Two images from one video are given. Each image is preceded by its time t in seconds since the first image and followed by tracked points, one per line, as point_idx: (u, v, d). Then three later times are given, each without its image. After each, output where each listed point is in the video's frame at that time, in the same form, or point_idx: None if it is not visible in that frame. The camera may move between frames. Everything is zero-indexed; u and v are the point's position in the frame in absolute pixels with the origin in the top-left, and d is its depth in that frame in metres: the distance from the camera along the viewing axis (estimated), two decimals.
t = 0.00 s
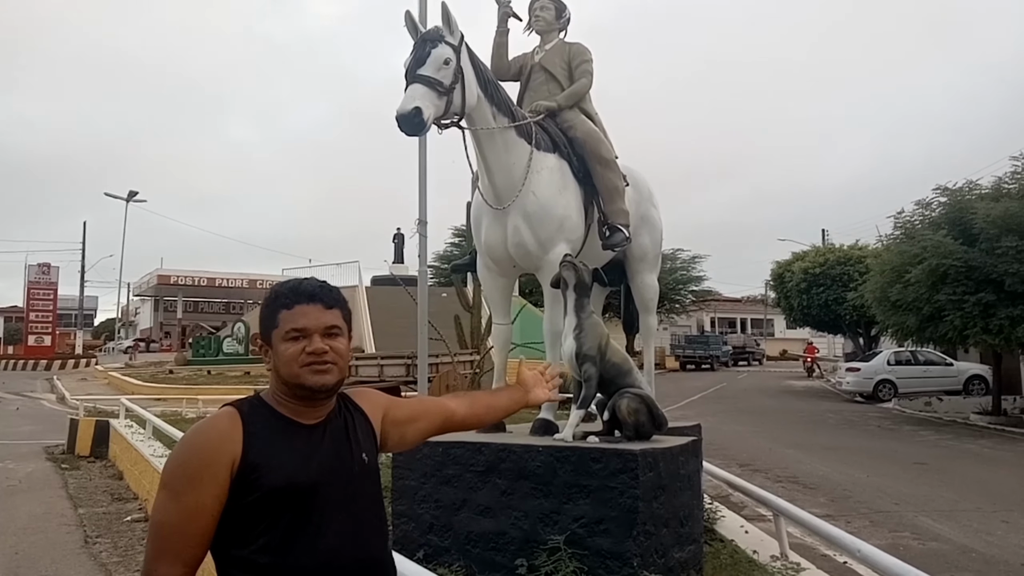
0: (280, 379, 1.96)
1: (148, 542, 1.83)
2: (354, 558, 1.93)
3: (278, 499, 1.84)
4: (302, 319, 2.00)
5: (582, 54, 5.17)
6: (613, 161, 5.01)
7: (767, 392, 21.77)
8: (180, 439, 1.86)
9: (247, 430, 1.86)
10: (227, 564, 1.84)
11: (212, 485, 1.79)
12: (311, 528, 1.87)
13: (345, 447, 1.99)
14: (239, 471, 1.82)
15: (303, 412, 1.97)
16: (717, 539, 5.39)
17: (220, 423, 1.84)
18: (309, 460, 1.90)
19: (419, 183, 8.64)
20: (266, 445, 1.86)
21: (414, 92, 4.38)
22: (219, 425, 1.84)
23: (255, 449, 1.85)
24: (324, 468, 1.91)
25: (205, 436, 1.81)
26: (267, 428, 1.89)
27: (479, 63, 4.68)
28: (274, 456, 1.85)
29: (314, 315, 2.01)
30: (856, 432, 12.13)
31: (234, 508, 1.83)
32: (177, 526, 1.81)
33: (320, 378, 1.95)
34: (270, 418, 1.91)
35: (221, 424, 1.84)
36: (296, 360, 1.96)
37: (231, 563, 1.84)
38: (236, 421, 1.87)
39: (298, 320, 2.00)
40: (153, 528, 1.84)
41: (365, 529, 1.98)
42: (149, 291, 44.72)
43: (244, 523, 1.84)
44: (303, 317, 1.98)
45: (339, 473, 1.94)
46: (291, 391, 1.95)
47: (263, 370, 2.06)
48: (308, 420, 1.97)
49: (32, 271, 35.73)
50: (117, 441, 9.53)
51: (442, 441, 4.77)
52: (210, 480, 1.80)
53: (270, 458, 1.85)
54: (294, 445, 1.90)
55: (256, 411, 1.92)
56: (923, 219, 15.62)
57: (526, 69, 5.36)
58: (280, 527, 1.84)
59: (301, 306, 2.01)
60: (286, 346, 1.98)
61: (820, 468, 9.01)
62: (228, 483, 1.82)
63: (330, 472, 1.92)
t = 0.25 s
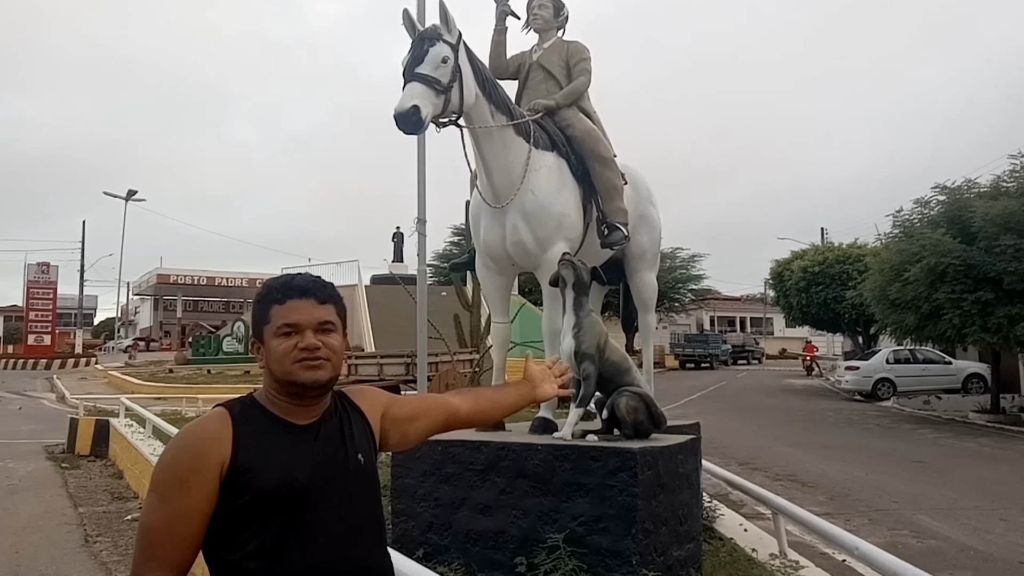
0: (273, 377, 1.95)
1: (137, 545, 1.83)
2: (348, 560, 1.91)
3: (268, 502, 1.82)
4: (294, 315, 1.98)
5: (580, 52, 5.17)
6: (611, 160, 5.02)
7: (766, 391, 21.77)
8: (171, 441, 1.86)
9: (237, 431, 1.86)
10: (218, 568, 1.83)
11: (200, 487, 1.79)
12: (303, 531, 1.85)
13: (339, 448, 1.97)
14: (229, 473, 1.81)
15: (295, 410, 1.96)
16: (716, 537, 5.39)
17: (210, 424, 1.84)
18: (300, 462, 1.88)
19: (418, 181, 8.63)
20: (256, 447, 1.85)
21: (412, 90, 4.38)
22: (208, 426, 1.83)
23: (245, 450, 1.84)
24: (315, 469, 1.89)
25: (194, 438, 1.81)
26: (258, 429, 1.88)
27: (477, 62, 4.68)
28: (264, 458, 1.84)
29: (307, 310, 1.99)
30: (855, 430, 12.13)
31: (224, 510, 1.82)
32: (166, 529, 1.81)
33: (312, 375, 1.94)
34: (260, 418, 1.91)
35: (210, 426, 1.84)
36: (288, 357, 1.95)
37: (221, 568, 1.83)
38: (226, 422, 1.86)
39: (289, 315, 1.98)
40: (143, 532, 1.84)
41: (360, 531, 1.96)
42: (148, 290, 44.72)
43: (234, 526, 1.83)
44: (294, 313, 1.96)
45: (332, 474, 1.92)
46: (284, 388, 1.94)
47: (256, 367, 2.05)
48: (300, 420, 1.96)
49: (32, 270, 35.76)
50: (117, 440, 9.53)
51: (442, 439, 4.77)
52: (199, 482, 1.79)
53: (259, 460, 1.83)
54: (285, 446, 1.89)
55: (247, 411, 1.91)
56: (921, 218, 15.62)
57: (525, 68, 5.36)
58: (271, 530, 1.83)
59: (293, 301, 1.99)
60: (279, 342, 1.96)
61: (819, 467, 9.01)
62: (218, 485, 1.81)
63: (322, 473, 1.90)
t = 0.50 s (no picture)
0: (262, 378, 1.95)
1: (124, 549, 1.84)
2: (338, 565, 1.90)
3: (254, 508, 1.82)
4: (280, 313, 1.98)
5: (578, 50, 5.17)
6: (610, 158, 5.02)
7: (766, 389, 21.77)
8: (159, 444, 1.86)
9: (224, 436, 1.85)
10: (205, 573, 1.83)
11: (187, 493, 1.79)
12: (290, 536, 1.84)
13: (331, 451, 1.95)
14: (215, 478, 1.81)
15: (284, 411, 1.95)
16: (715, 535, 5.39)
17: (196, 428, 1.84)
18: (288, 466, 1.87)
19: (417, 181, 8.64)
20: (242, 452, 1.84)
21: (410, 88, 4.38)
22: (195, 430, 1.83)
23: (232, 455, 1.83)
24: (303, 474, 1.88)
25: (180, 442, 1.81)
26: (246, 433, 1.87)
27: (475, 59, 4.68)
28: (250, 463, 1.83)
29: (294, 308, 1.99)
30: (854, 429, 12.13)
31: (210, 516, 1.82)
32: (152, 534, 1.82)
33: (300, 374, 1.93)
34: (248, 421, 1.90)
35: (197, 430, 1.83)
36: (276, 357, 1.94)
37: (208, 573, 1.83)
38: (213, 426, 1.86)
39: (276, 314, 1.98)
40: (130, 537, 1.84)
41: (351, 535, 1.94)
42: (148, 290, 44.72)
43: (221, 533, 1.82)
44: (281, 311, 1.96)
45: (323, 478, 1.91)
46: (272, 388, 1.94)
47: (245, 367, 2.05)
48: (289, 421, 1.95)
49: (33, 269, 35.79)
50: (119, 438, 9.53)
51: (441, 438, 4.77)
52: (185, 488, 1.79)
53: (246, 466, 1.83)
54: (273, 451, 1.88)
55: (235, 414, 1.91)
56: (921, 216, 15.62)
57: (523, 66, 5.36)
58: (257, 537, 1.82)
59: (280, 300, 1.99)
60: (266, 341, 1.96)
61: (818, 466, 9.01)
62: (203, 491, 1.81)
63: (311, 477, 1.89)
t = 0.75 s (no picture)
0: (245, 380, 1.93)
1: (113, 554, 1.84)
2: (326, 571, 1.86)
3: (237, 514, 1.79)
4: (261, 313, 1.96)
5: (576, 48, 5.17)
6: (608, 156, 5.02)
7: (765, 388, 21.77)
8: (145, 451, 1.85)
9: (207, 440, 1.83)
10: None
11: (170, 500, 1.78)
12: (276, 542, 1.81)
13: (320, 455, 1.91)
14: (198, 484, 1.79)
15: (269, 413, 1.93)
16: (713, 533, 5.39)
17: (180, 434, 1.83)
18: (272, 471, 1.84)
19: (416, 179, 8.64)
20: (226, 456, 1.82)
21: (408, 86, 4.38)
22: (178, 436, 1.82)
23: (216, 460, 1.81)
24: (288, 478, 1.84)
25: (163, 448, 1.80)
26: (230, 437, 1.85)
27: (472, 57, 4.68)
28: (233, 468, 1.81)
29: (275, 307, 1.97)
30: (853, 427, 12.13)
31: (195, 522, 1.80)
32: (137, 541, 1.81)
33: (282, 376, 1.91)
34: (231, 425, 1.88)
35: (181, 435, 1.82)
36: (258, 359, 1.92)
37: None
38: (198, 432, 1.84)
39: (257, 314, 1.96)
40: (117, 544, 1.84)
41: (340, 540, 1.90)
42: (148, 289, 44.72)
43: (205, 539, 1.81)
44: (262, 311, 1.94)
45: (309, 482, 1.87)
46: (256, 390, 1.92)
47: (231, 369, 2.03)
48: (276, 423, 1.93)
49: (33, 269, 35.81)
50: (120, 436, 9.52)
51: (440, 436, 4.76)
52: (167, 494, 1.78)
53: (228, 470, 1.80)
54: (258, 455, 1.85)
55: (220, 417, 1.89)
56: (920, 214, 15.61)
57: (520, 64, 5.36)
58: (241, 542, 1.79)
59: (261, 300, 1.97)
60: (248, 343, 1.94)
61: (817, 463, 9.01)
62: (187, 497, 1.79)
63: (296, 482, 1.85)
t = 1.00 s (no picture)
0: (238, 378, 1.93)
1: (110, 553, 1.86)
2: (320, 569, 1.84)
3: (227, 515, 1.79)
4: (253, 310, 1.96)
5: (575, 46, 5.17)
6: (607, 154, 5.02)
7: (764, 386, 21.78)
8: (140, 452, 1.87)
9: (198, 441, 1.84)
10: None
11: (161, 501, 1.80)
12: (266, 545, 1.80)
13: (314, 453, 1.89)
14: (189, 484, 1.80)
15: (262, 411, 1.92)
16: (712, 531, 5.39)
17: (171, 434, 1.84)
18: (263, 472, 1.82)
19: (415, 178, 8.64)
20: (216, 456, 1.82)
21: (406, 84, 4.38)
22: (169, 436, 1.83)
23: (205, 461, 1.81)
24: (278, 480, 1.82)
25: (153, 448, 1.81)
26: (221, 437, 1.85)
27: (471, 55, 4.68)
28: (222, 468, 1.81)
29: (268, 304, 1.97)
30: (852, 425, 12.14)
31: (187, 521, 1.81)
32: (132, 541, 1.83)
33: (274, 372, 1.91)
34: (222, 424, 1.88)
35: (171, 436, 1.83)
36: (250, 355, 1.92)
37: None
38: (189, 432, 1.85)
39: (250, 310, 1.96)
40: (115, 544, 1.86)
41: (335, 542, 1.87)
42: (147, 288, 44.67)
43: (198, 539, 1.81)
44: (253, 307, 1.94)
45: (301, 481, 1.84)
46: (249, 388, 1.92)
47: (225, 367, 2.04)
48: (269, 422, 1.92)
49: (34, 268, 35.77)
50: (121, 435, 9.51)
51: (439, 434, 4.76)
52: (159, 495, 1.80)
53: (218, 470, 1.80)
54: (249, 455, 1.83)
55: (213, 417, 1.89)
56: (919, 212, 15.61)
57: (519, 62, 5.36)
58: (231, 544, 1.79)
59: (253, 296, 1.97)
60: (240, 339, 1.94)
61: (817, 462, 9.02)
62: (179, 498, 1.80)
63: (287, 483, 1.83)
